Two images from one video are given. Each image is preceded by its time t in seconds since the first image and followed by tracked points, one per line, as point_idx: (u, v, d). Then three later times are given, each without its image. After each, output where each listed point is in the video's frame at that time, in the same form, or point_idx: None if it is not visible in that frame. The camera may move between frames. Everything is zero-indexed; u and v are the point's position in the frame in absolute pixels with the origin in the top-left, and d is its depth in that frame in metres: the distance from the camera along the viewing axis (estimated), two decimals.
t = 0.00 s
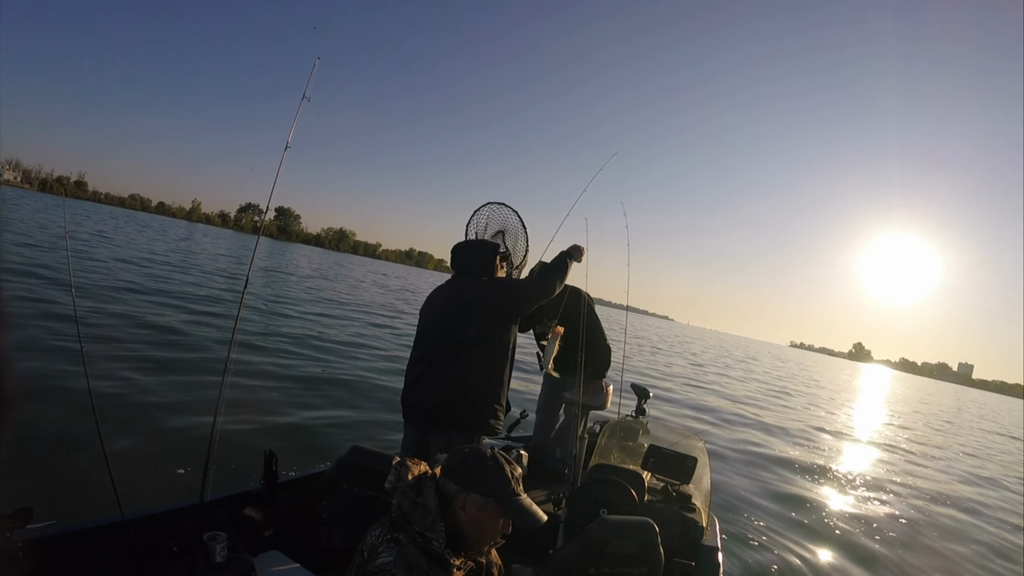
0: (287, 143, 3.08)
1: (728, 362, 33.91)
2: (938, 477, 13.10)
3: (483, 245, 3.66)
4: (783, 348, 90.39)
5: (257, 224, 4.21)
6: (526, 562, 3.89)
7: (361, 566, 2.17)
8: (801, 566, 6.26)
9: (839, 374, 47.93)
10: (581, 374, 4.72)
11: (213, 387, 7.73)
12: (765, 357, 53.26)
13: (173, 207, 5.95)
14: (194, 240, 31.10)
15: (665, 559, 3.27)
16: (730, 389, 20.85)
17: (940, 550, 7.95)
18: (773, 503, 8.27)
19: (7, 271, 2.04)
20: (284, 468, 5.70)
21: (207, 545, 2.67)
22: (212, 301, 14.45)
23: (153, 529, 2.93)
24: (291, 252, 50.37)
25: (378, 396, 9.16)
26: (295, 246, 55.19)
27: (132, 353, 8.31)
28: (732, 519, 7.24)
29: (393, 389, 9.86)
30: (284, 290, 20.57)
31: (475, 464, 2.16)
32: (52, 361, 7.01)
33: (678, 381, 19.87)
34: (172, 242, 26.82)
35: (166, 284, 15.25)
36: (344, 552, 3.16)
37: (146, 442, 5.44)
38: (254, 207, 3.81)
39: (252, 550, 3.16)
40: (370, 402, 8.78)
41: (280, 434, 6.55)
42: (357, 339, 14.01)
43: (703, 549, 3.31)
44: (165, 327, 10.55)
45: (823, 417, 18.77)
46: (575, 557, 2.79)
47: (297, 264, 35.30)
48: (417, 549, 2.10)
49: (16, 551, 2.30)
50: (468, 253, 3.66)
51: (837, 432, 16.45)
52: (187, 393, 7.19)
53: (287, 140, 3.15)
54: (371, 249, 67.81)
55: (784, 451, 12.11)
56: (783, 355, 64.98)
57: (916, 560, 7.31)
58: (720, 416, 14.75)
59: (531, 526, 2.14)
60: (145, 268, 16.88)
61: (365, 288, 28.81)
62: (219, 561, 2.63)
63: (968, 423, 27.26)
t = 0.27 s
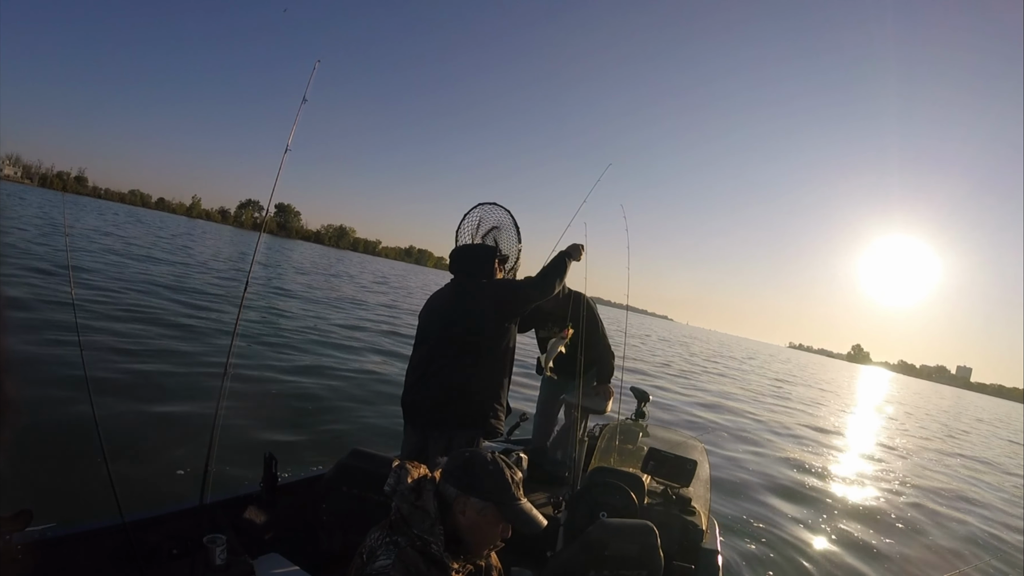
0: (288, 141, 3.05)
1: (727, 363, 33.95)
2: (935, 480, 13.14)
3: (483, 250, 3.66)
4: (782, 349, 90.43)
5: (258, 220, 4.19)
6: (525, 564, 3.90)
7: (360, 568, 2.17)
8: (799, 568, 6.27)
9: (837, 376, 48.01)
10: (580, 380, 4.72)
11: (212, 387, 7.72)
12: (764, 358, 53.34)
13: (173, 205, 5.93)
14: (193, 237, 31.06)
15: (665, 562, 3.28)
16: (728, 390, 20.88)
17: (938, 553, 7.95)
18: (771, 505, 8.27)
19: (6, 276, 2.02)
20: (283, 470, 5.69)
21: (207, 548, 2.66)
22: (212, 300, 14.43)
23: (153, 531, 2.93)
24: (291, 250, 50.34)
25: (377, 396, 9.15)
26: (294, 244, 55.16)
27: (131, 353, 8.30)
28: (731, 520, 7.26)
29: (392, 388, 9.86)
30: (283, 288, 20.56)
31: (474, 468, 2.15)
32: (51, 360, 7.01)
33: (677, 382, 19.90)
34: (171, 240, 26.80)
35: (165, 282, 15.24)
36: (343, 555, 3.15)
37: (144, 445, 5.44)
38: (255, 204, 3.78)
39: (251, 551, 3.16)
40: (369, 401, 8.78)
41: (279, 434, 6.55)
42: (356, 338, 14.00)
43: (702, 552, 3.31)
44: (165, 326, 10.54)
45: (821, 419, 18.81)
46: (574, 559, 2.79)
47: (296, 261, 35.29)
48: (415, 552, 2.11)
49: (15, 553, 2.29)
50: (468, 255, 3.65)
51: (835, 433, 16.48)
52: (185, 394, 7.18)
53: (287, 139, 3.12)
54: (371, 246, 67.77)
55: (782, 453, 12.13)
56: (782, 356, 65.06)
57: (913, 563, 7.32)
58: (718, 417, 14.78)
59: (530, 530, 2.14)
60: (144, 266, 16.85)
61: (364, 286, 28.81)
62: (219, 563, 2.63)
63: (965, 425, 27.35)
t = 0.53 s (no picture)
0: (288, 139, 3.02)
1: (726, 362, 33.97)
2: (935, 479, 13.15)
3: (482, 249, 3.65)
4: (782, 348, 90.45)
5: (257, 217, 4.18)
6: (524, 564, 3.90)
7: (361, 568, 2.16)
8: (799, 567, 6.28)
9: (836, 375, 48.03)
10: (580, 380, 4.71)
11: (212, 385, 7.73)
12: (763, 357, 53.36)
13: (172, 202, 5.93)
14: (193, 234, 31.05)
15: (664, 561, 3.28)
16: (728, 389, 20.89)
17: (937, 553, 7.95)
18: (771, 503, 8.26)
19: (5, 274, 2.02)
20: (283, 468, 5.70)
21: (207, 548, 2.66)
22: (212, 297, 14.43)
23: (152, 531, 2.93)
24: (291, 248, 50.32)
25: (376, 394, 9.14)
26: (294, 241, 55.15)
27: (131, 351, 8.30)
28: (731, 519, 7.27)
29: (392, 386, 9.86)
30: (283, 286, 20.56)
31: (476, 468, 2.15)
32: (50, 359, 6.99)
33: (677, 381, 19.91)
34: (171, 237, 26.80)
35: (165, 280, 15.23)
36: (343, 555, 3.15)
37: (145, 444, 5.45)
38: (254, 200, 3.77)
39: (251, 551, 3.16)
40: (369, 399, 8.78)
41: (279, 433, 6.55)
42: (356, 335, 13.98)
43: (702, 552, 3.32)
44: (165, 324, 10.54)
45: (821, 418, 18.83)
46: (573, 559, 2.78)
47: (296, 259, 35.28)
48: (417, 552, 2.10)
49: (14, 554, 2.28)
50: (466, 256, 3.64)
51: (834, 432, 16.49)
52: (185, 393, 7.18)
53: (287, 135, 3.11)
54: (371, 244, 67.71)
55: (782, 452, 12.13)
56: (781, 355, 65.10)
57: (913, 561, 7.33)
58: (718, 416, 14.79)
59: (532, 530, 2.14)
60: (144, 263, 16.84)
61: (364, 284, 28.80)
62: (219, 563, 2.62)
63: (965, 424, 27.36)
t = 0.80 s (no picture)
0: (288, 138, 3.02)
1: (727, 359, 33.99)
2: (935, 475, 13.16)
3: (479, 245, 3.65)
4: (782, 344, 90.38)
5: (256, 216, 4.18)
6: (525, 559, 3.90)
7: (364, 563, 2.16)
8: (799, 563, 6.29)
9: (836, 371, 48.05)
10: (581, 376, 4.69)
11: (213, 382, 7.74)
12: (763, 353, 53.37)
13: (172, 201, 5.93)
14: (192, 233, 31.07)
15: (665, 557, 3.29)
16: (728, 385, 20.91)
17: (939, 549, 7.92)
18: (772, 500, 8.24)
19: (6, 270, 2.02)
20: (284, 465, 5.71)
21: (206, 543, 2.67)
22: (212, 296, 14.44)
23: (152, 527, 2.94)
24: (290, 247, 50.33)
25: (377, 391, 9.13)
26: (294, 240, 55.12)
27: (132, 349, 8.31)
28: (731, 515, 7.28)
29: (393, 384, 9.86)
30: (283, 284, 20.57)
31: (479, 464, 2.15)
32: (51, 357, 7.00)
33: (677, 378, 19.92)
34: (171, 236, 26.81)
35: (165, 278, 15.24)
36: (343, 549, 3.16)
37: (146, 440, 5.46)
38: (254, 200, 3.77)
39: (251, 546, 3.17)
40: (370, 396, 8.78)
41: (280, 430, 6.56)
42: (356, 334, 13.98)
43: (702, 547, 3.33)
44: (165, 322, 10.55)
45: (821, 414, 18.85)
46: (573, 555, 2.78)
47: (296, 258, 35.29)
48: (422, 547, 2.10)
49: (15, 549, 2.29)
50: (467, 251, 3.64)
51: (835, 428, 16.51)
52: (186, 389, 7.19)
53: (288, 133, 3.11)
54: (370, 243, 67.69)
55: (782, 448, 12.14)
56: (781, 352, 65.11)
57: (914, 557, 7.34)
58: (718, 412, 14.81)
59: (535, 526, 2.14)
60: (144, 262, 16.85)
61: (364, 282, 28.81)
62: (219, 558, 2.64)
63: (965, 420, 27.38)
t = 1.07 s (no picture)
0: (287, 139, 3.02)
1: (727, 354, 34.00)
2: (937, 467, 13.17)
3: (483, 241, 3.64)
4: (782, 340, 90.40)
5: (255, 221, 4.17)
6: (525, 554, 3.90)
7: (365, 559, 2.15)
8: (801, 557, 6.29)
9: (836, 366, 48.06)
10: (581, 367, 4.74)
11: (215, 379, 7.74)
12: (764, 349, 53.37)
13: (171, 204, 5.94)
14: (191, 237, 31.07)
15: (665, 551, 3.29)
16: (728, 381, 20.92)
17: (940, 541, 7.93)
18: (773, 494, 8.25)
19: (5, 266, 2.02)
20: (285, 462, 5.70)
21: (207, 538, 2.66)
22: (211, 298, 14.44)
23: (152, 523, 2.93)
24: (289, 250, 50.31)
25: (377, 391, 9.14)
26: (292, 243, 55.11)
27: (133, 349, 8.31)
28: (733, 510, 7.28)
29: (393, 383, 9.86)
30: (283, 286, 20.56)
31: (480, 458, 2.16)
32: (51, 354, 6.99)
33: (677, 374, 19.93)
34: (169, 240, 26.80)
35: (164, 281, 15.23)
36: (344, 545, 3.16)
37: (148, 436, 5.46)
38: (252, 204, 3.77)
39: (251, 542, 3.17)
40: (371, 395, 8.78)
41: (281, 427, 6.55)
42: (355, 335, 13.97)
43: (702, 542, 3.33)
44: (165, 322, 10.55)
45: (822, 408, 18.85)
46: (574, 549, 2.78)
47: (294, 260, 35.29)
48: (422, 542, 2.09)
49: (15, 545, 2.29)
50: (467, 245, 3.62)
51: (835, 422, 16.52)
52: (188, 387, 7.19)
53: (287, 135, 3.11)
54: (369, 245, 67.69)
55: (784, 442, 12.15)
56: (781, 348, 65.11)
57: (916, 550, 7.34)
58: (719, 407, 14.81)
59: (536, 520, 2.15)
60: (143, 265, 16.84)
61: (364, 284, 28.81)
62: (219, 553, 2.63)
63: (966, 412, 27.39)
